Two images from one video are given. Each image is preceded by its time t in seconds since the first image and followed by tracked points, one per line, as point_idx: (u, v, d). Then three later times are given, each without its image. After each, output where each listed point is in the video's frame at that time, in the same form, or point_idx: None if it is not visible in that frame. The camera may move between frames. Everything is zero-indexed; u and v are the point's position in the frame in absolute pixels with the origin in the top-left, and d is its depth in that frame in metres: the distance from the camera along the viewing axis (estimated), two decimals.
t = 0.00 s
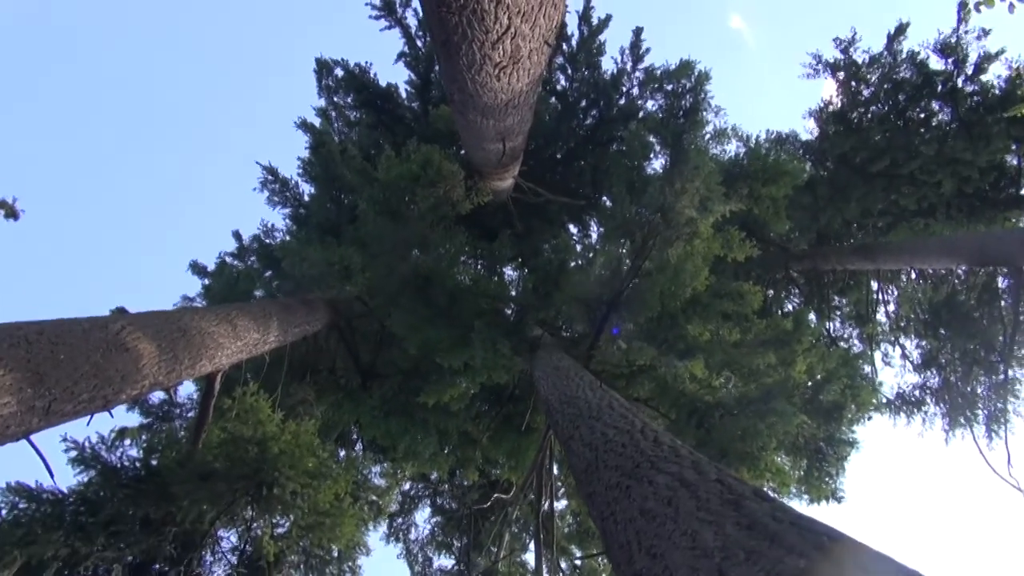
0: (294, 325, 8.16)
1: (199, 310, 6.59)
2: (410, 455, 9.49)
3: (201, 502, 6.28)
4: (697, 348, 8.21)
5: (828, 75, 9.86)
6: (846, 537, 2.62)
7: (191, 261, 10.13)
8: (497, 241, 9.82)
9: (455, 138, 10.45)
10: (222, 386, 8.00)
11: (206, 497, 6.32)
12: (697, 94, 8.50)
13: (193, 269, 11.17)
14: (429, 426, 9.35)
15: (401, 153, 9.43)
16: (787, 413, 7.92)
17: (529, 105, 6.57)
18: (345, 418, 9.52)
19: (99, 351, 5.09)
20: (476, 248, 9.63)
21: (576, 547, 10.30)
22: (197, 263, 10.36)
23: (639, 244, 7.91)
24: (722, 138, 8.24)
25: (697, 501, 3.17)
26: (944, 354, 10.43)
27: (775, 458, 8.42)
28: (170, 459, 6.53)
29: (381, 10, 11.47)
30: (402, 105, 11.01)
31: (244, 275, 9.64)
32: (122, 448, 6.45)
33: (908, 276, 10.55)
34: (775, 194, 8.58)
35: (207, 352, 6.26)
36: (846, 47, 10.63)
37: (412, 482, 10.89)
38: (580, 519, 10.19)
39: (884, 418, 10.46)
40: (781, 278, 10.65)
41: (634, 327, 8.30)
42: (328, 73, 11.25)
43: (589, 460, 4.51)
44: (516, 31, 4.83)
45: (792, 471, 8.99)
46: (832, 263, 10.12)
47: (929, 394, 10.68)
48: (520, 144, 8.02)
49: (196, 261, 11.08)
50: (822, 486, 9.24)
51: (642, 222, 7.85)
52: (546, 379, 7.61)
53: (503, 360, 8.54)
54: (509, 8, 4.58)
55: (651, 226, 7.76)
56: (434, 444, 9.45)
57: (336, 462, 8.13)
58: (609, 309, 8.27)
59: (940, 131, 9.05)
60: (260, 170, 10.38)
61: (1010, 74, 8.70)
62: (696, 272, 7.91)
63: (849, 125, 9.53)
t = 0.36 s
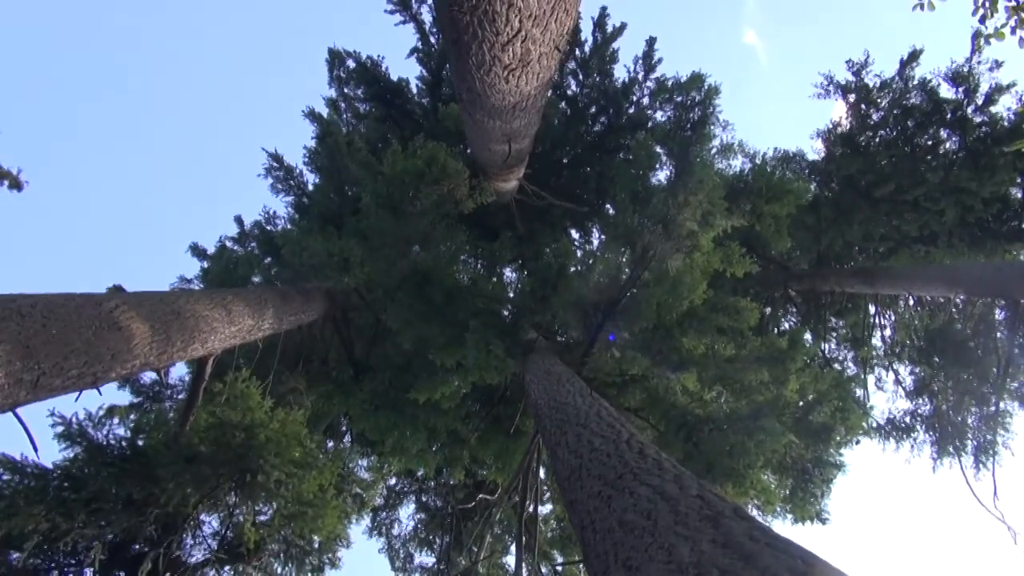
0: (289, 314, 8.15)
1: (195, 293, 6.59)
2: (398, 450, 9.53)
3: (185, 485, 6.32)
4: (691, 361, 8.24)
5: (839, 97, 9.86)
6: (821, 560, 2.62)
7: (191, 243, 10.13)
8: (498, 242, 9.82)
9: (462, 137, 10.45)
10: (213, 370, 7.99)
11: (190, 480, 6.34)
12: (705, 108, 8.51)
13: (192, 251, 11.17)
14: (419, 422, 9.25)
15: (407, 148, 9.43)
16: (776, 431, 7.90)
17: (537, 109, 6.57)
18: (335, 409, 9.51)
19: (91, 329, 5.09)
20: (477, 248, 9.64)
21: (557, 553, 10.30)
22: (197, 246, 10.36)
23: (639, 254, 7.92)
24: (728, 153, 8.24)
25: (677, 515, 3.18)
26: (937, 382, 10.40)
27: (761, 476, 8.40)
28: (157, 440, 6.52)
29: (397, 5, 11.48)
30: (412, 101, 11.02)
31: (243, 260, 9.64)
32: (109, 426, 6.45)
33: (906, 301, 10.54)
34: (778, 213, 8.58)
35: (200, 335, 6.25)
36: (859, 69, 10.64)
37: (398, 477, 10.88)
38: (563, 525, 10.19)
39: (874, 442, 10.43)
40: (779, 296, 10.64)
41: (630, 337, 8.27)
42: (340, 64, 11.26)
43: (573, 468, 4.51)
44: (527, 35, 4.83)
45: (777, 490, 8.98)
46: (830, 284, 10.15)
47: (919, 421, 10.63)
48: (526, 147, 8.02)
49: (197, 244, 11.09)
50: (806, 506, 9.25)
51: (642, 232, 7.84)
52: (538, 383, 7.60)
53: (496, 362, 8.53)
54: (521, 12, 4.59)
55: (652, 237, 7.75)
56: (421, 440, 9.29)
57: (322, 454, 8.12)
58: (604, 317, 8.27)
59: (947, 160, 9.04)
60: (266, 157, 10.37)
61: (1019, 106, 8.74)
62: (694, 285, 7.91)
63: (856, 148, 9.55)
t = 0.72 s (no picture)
0: (286, 304, 8.13)
1: (192, 277, 6.58)
2: (385, 447, 9.37)
3: (171, 467, 6.29)
4: (684, 375, 8.24)
5: (848, 122, 9.87)
6: None
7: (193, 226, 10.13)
8: (500, 245, 9.83)
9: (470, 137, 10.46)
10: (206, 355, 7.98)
11: (176, 464, 6.32)
12: (713, 124, 8.51)
13: (194, 235, 11.17)
14: (408, 420, 9.18)
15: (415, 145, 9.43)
16: (764, 452, 7.90)
17: (546, 115, 6.57)
18: (326, 401, 9.51)
19: (84, 307, 5.08)
20: (478, 249, 9.65)
21: (539, 560, 10.27)
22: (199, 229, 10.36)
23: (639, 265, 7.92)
24: (734, 170, 8.23)
25: (655, 532, 3.17)
26: (929, 412, 10.39)
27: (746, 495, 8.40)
28: (146, 421, 6.52)
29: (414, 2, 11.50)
30: (423, 98, 11.02)
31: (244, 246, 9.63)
32: (98, 404, 6.46)
33: (903, 330, 10.46)
34: (780, 234, 8.58)
35: (194, 320, 6.24)
36: (870, 96, 10.65)
37: (385, 473, 10.94)
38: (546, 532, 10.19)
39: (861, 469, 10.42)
40: (777, 316, 10.61)
41: (626, 348, 8.26)
42: (353, 58, 11.28)
43: (557, 476, 4.50)
44: (539, 41, 4.84)
45: (762, 510, 8.98)
46: (829, 308, 10.15)
47: (908, 450, 10.60)
48: (533, 152, 8.01)
49: (199, 227, 11.09)
50: (789, 528, 9.23)
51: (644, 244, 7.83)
52: (529, 388, 7.59)
53: (490, 365, 8.53)
54: (534, 18, 4.60)
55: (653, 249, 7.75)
56: (410, 438, 9.23)
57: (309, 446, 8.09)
58: (600, 325, 8.19)
59: (952, 191, 9.06)
60: (273, 145, 10.37)
61: None
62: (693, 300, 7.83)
63: (862, 173, 9.56)
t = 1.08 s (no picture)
0: (285, 293, 8.12)
1: (193, 261, 6.58)
2: (375, 442, 9.32)
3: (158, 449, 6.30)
4: (679, 390, 8.27)
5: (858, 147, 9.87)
6: None
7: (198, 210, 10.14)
8: (502, 247, 9.83)
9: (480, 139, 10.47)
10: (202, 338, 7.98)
11: (163, 447, 6.39)
12: (722, 142, 8.53)
13: (198, 218, 11.18)
14: (399, 416, 9.14)
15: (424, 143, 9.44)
16: (752, 471, 7.90)
17: (556, 121, 6.57)
18: (319, 393, 9.51)
19: (83, 284, 5.09)
20: (481, 250, 9.65)
21: (520, 565, 10.23)
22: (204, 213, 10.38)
23: (640, 277, 7.91)
24: (740, 188, 8.23)
25: (637, 545, 3.17)
26: (920, 442, 10.39)
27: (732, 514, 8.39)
28: (136, 401, 6.52)
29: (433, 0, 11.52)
30: (435, 97, 11.04)
31: (247, 233, 9.63)
32: (89, 382, 6.48)
33: (899, 359, 10.42)
34: (782, 254, 8.58)
35: (192, 304, 6.24)
36: (881, 123, 10.66)
37: (372, 468, 10.95)
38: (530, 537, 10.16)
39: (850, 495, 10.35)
40: (774, 336, 10.53)
41: (621, 359, 8.25)
42: (368, 52, 11.30)
43: (544, 482, 4.50)
44: (553, 49, 4.85)
45: (747, 529, 8.99)
46: (828, 331, 10.09)
47: (898, 480, 10.49)
48: (541, 157, 8.02)
49: (203, 211, 11.09)
50: (772, 548, 9.15)
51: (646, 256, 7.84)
52: (522, 393, 7.59)
53: (484, 368, 8.52)
54: (549, 26, 4.61)
55: (655, 261, 7.75)
56: (400, 435, 9.18)
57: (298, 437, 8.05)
58: (598, 334, 8.21)
59: (957, 224, 9.11)
60: (282, 134, 10.38)
61: None
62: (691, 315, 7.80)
63: (869, 200, 9.57)
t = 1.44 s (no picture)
0: (286, 282, 8.12)
1: (197, 244, 6.59)
2: (367, 436, 9.32)
3: (149, 430, 6.29)
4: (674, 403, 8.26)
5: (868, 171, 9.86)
6: None
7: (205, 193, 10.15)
8: (507, 249, 9.84)
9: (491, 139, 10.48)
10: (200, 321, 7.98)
11: (155, 427, 6.31)
12: (732, 158, 8.52)
13: (204, 201, 11.19)
14: (392, 411, 9.14)
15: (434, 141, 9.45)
16: (741, 488, 7.95)
17: (567, 127, 6.57)
18: (314, 383, 9.51)
19: (85, 260, 5.10)
20: (485, 250, 9.65)
21: (504, 567, 10.23)
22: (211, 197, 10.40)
23: (642, 287, 7.90)
24: (748, 205, 8.22)
25: (620, 556, 3.17)
26: (912, 470, 10.38)
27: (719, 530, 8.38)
28: (131, 380, 6.51)
29: None
30: (449, 95, 11.04)
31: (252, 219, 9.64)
32: (85, 357, 6.46)
33: (897, 386, 10.27)
34: (786, 274, 8.57)
35: (193, 287, 6.25)
36: (893, 149, 10.64)
37: (362, 461, 10.95)
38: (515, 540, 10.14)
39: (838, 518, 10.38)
40: (773, 355, 10.50)
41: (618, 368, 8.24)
42: (385, 46, 11.33)
43: (531, 487, 4.51)
44: (567, 55, 4.85)
45: (733, 546, 8.99)
46: (827, 352, 10.03)
47: (887, 506, 10.52)
48: (550, 162, 8.02)
49: (210, 195, 11.10)
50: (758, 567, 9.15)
51: (649, 267, 7.83)
52: (516, 396, 7.58)
53: (480, 368, 8.51)
54: (565, 33, 4.62)
55: (657, 273, 7.74)
56: (392, 429, 9.12)
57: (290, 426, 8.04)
58: (596, 342, 8.26)
59: (962, 254, 9.09)
60: (293, 123, 10.40)
61: None
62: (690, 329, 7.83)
63: (876, 224, 9.55)
